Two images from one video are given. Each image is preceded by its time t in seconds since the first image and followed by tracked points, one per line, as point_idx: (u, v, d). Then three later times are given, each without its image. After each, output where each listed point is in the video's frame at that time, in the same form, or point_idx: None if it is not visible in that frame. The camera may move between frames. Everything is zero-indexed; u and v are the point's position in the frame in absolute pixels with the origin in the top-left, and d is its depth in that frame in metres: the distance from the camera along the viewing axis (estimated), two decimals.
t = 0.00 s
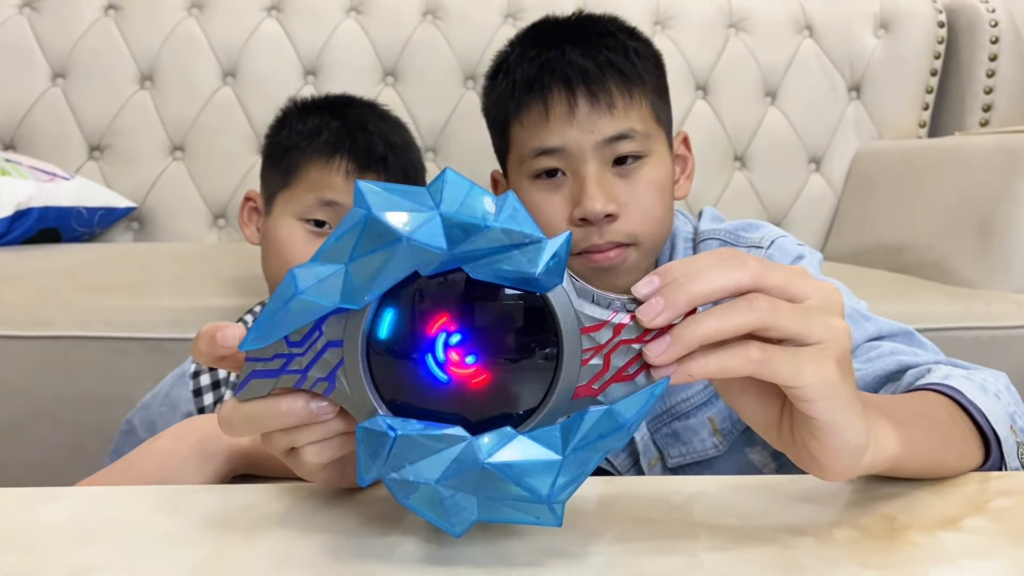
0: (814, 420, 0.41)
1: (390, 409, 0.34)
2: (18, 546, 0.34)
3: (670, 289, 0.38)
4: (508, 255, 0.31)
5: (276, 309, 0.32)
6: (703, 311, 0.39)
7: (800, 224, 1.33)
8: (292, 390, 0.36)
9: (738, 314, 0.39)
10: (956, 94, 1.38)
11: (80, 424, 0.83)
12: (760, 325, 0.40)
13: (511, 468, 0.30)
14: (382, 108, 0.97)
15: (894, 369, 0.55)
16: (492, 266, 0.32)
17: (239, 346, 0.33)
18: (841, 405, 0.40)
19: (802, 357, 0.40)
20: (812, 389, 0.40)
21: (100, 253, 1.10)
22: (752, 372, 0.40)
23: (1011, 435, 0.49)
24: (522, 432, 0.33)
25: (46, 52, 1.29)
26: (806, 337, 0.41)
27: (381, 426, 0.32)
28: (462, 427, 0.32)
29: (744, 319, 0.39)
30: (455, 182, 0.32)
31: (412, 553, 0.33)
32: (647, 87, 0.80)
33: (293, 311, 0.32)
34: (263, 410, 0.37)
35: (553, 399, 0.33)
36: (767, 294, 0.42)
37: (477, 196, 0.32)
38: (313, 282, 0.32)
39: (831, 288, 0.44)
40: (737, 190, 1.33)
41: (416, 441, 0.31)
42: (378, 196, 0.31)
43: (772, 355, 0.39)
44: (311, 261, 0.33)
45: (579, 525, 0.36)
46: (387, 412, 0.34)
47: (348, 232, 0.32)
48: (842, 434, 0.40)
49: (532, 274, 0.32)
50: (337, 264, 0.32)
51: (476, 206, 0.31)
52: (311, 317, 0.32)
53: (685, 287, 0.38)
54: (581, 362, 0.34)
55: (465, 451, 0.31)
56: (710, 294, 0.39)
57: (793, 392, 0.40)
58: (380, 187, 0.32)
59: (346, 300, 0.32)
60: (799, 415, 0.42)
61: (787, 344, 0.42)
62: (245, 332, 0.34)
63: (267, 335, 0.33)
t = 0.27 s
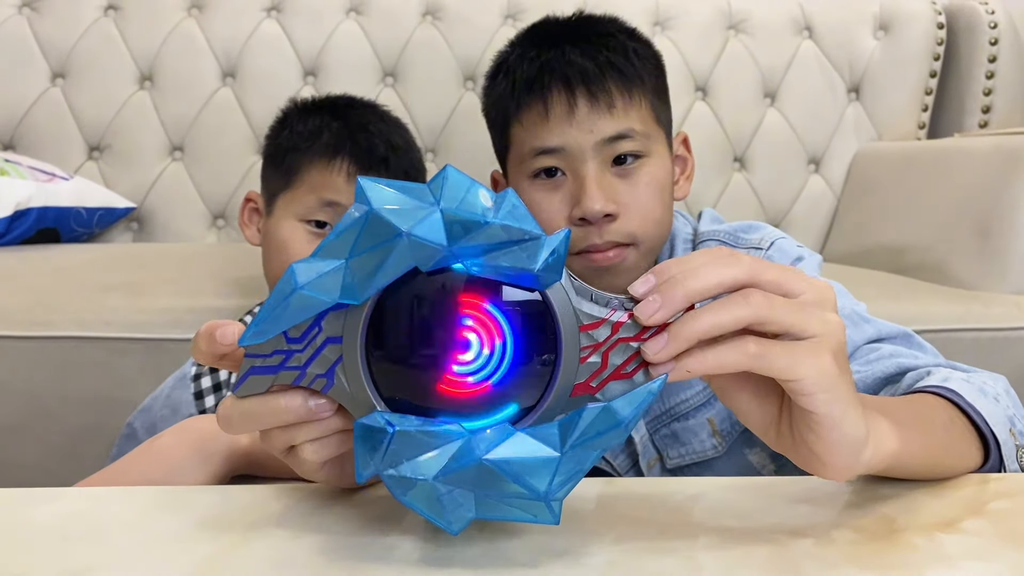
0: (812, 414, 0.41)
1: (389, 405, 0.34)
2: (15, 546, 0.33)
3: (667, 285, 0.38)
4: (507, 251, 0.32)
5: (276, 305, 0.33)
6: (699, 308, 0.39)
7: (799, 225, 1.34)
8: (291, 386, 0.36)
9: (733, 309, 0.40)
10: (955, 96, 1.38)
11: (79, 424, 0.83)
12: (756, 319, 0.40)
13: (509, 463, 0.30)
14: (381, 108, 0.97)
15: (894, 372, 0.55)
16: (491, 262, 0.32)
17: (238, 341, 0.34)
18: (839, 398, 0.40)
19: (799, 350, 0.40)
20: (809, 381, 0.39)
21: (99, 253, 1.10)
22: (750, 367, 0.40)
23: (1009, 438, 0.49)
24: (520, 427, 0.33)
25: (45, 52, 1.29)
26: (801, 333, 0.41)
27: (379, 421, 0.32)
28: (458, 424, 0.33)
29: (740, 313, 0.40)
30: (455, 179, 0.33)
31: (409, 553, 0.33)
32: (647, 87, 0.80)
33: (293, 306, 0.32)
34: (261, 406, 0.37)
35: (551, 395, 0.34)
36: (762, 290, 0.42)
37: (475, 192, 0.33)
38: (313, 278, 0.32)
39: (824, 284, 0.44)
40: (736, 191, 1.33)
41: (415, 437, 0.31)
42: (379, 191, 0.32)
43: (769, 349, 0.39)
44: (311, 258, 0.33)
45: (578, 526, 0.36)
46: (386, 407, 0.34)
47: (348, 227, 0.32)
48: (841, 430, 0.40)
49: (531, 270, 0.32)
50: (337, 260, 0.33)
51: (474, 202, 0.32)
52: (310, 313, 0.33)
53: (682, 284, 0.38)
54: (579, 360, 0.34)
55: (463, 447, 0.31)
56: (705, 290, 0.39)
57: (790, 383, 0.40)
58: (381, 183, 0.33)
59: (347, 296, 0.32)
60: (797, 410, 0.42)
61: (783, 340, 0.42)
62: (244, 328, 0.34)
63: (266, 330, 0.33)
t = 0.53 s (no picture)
0: (806, 404, 0.41)
1: (386, 387, 0.34)
2: (12, 547, 0.33)
3: (660, 275, 0.39)
4: (506, 234, 0.32)
5: (278, 283, 0.33)
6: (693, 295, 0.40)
7: (798, 226, 1.34)
8: (290, 369, 0.36)
9: (727, 296, 0.40)
10: (953, 98, 1.38)
11: (78, 424, 0.83)
12: (749, 306, 0.41)
13: (506, 445, 0.30)
14: (379, 109, 0.97)
15: (894, 375, 0.55)
16: (490, 244, 0.32)
17: (239, 319, 0.34)
18: (831, 390, 0.41)
19: (792, 344, 0.40)
20: (802, 369, 0.40)
21: (99, 253, 1.10)
22: (744, 352, 0.40)
23: (1010, 442, 0.49)
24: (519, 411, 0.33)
25: (45, 53, 1.29)
26: (794, 321, 0.42)
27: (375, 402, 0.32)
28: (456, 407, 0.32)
29: (734, 300, 0.40)
30: (457, 165, 0.34)
31: (407, 552, 0.33)
32: (649, 87, 0.80)
33: (295, 284, 0.32)
34: (259, 390, 0.37)
35: (549, 377, 0.33)
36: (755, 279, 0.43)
37: (475, 176, 0.33)
38: (316, 257, 0.32)
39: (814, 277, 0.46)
40: (735, 192, 1.33)
41: (411, 418, 0.31)
42: (384, 174, 0.33)
43: (762, 336, 0.40)
44: (314, 237, 0.33)
45: (576, 527, 0.35)
46: (382, 387, 0.34)
47: (353, 208, 0.33)
48: (831, 420, 0.41)
49: (530, 253, 0.32)
50: (339, 241, 0.33)
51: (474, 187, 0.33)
52: (312, 292, 0.33)
53: (675, 273, 0.39)
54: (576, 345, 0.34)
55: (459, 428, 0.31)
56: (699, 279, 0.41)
57: (782, 371, 0.41)
58: (386, 167, 0.33)
59: (348, 275, 0.32)
60: (790, 400, 0.43)
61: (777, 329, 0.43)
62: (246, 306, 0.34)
63: (268, 308, 0.33)
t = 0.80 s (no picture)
0: (815, 388, 0.41)
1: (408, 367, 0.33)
2: (11, 548, 0.33)
3: (681, 248, 0.39)
4: (523, 212, 0.32)
5: (296, 268, 0.33)
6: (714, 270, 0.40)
7: (796, 228, 1.34)
8: (311, 352, 0.36)
9: (748, 273, 0.40)
10: (952, 100, 1.38)
11: (77, 425, 0.83)
12: (769, 283, 0.41)
13: (530, 420, 0.30)
14: (379, 110, 0.97)
15: (896, 379, 0.55)
16: (507, 222, 0.32)
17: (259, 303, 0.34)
18: (841, 370, 0.41)
19: (793, 345, 0.40)
20: (815, 351, 0.40)
21: (98, 254, 1.09)
22: (760, 330, 0.40)
23: (1010, 447, 0.49)
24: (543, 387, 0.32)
25: (44, 53, 1.29)
26: (809, 304, 0.42)
27: (398, 382, 0.32)
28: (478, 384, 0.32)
29: (754, 277, 0.41)
30: (472, 143, 0.33)
31: (407, 553, 0.33)
32: (654, 87, 0.80)
33: (314, 269, 0.32)
34: (282, 373, 0.37)
35: (570, 353, 0.33)
36: (775, 256, 0.43)
37: (490, 156, 0.33)
38: (334, 240, 0.32)
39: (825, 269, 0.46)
40: (733, 194, 1.33)
41: (433, 398, 0.31)
42: (397, 156, 0.33)
43: (779, 313, 0.40)
44: (332, 220, 0.33)
45: (577, 528, 0.35)
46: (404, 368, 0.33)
47: (369, 191, 0.33)
48: (841, 406, 0.41)
49: (547, 230, 0.32)
50: (357, 223, 0.33)
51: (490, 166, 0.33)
52: (331, 275, 0.33)
53: (696, 247, 0.39)
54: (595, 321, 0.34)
55: (481, 405, 0.30)
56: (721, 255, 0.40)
57: (794, 353, 0.41)
58: (399, 147, 0.33)
59: (366, 258, 0.32)
60: (799, 383, 0.43)
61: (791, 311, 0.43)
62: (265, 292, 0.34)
63: (287, 292, 0.33)
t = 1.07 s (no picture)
0: (815, 389, 0.41)
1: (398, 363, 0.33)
2: (8, 549, 0.33)
3: (673, 253, 0.39)
4: (520, 212, 0.32)
5: (294, 260, 0.33)
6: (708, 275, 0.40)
7: (796, 229, 1.34)
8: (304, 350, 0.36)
9: (742, 276, 0.41)
10: (951, 102, 1.38)
11: (76, 426, 0.83)
12: (761, 287, 0.41)
13: (520, 422, 0.30)
14: (377, 112, 0.97)
15: (893, 382, 0.55)
16: (503, 222, 0.32)
17: (255, 294, 0.34)
18: (840, 373, 0.41)
19: (791, 348, 0.40)
20: (812, 352, 0.40)
21: (97, 255, 1.09)
22: (754, 335, 0.40)
23: (1007, 450, 0.49)
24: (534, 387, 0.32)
25: (44, 53, 1.29)
26: (803, 305, 0.42)
27: (387, 378, 0.31)
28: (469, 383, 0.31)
29: (748, 280, 0.41)
30: (471, 147, 0.34)
31: (405, 555, 0.33)
32: (658, 89, 0.80)
33: (311, 262, 0.33)
34: (275, 372, 0.37)
35: (564, 354, 0.33)
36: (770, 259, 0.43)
37: (487, 159, 0.34)
38: (331, 234, 0.33)
39: (819, 267, 0.46)
40: (733, 196, 1.33)
41: (422, 395, 0.31)
42: (398, 155, 0.34)
43: (774, 318, 0.40)
44: (330, 216, 0.34)
45: (575, 530, 0.35)
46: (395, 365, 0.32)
47: (368, 189, 0.34)
48: (840, 407, 0.41)
49: (543, 229, 0.32)
50: (354, 219, 0.33)
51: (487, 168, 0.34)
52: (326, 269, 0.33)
53: (689, 250, 0.39)
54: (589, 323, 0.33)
55: (471, 405, 0.30)
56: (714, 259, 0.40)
57: (791, 355, 0.41)
58: (400, 148, 0.34)
59: (362, 254, 0.32)
60: (798, 385, 0.43)
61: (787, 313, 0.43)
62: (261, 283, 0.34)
63: (283, 284, 0.33)
